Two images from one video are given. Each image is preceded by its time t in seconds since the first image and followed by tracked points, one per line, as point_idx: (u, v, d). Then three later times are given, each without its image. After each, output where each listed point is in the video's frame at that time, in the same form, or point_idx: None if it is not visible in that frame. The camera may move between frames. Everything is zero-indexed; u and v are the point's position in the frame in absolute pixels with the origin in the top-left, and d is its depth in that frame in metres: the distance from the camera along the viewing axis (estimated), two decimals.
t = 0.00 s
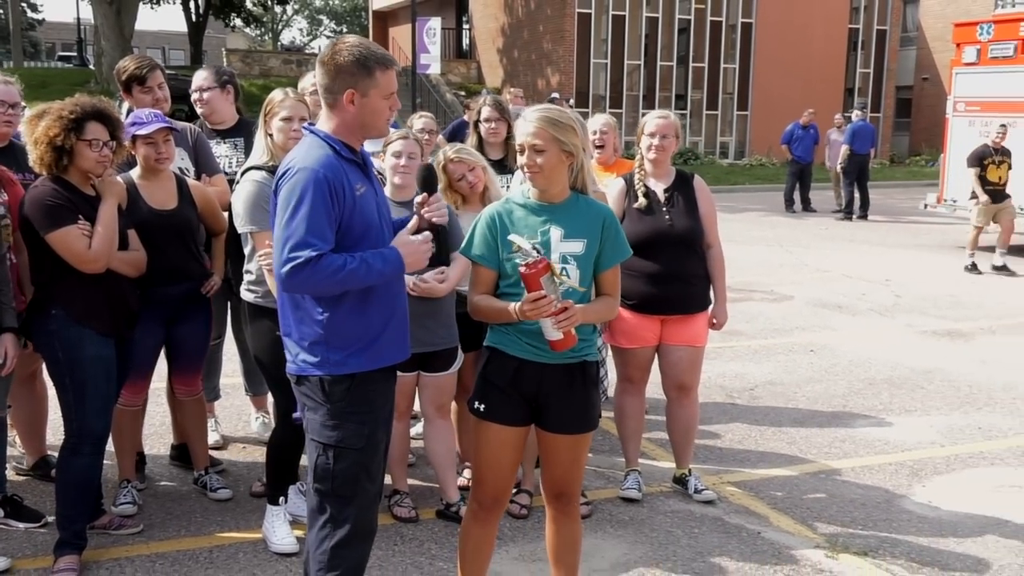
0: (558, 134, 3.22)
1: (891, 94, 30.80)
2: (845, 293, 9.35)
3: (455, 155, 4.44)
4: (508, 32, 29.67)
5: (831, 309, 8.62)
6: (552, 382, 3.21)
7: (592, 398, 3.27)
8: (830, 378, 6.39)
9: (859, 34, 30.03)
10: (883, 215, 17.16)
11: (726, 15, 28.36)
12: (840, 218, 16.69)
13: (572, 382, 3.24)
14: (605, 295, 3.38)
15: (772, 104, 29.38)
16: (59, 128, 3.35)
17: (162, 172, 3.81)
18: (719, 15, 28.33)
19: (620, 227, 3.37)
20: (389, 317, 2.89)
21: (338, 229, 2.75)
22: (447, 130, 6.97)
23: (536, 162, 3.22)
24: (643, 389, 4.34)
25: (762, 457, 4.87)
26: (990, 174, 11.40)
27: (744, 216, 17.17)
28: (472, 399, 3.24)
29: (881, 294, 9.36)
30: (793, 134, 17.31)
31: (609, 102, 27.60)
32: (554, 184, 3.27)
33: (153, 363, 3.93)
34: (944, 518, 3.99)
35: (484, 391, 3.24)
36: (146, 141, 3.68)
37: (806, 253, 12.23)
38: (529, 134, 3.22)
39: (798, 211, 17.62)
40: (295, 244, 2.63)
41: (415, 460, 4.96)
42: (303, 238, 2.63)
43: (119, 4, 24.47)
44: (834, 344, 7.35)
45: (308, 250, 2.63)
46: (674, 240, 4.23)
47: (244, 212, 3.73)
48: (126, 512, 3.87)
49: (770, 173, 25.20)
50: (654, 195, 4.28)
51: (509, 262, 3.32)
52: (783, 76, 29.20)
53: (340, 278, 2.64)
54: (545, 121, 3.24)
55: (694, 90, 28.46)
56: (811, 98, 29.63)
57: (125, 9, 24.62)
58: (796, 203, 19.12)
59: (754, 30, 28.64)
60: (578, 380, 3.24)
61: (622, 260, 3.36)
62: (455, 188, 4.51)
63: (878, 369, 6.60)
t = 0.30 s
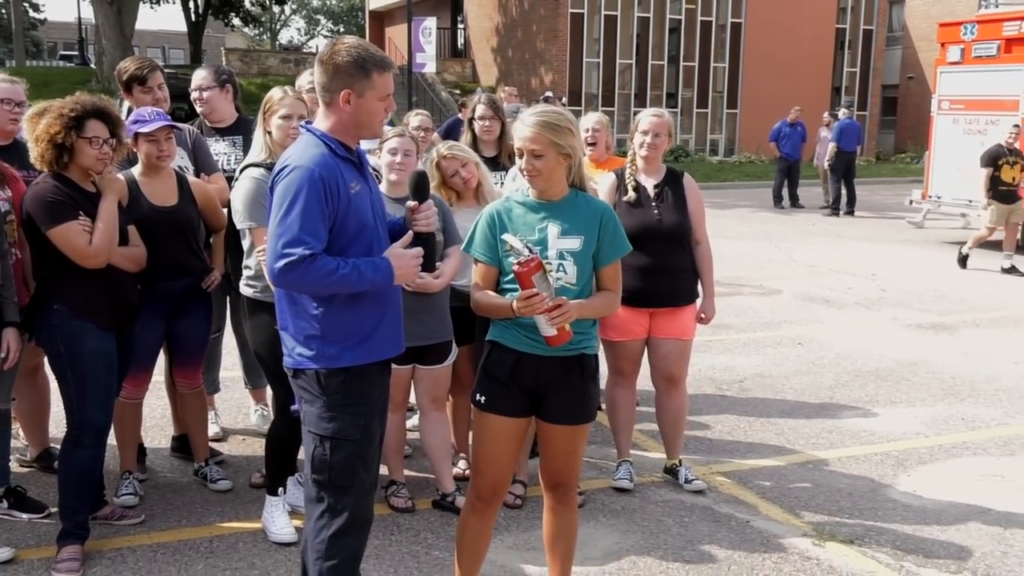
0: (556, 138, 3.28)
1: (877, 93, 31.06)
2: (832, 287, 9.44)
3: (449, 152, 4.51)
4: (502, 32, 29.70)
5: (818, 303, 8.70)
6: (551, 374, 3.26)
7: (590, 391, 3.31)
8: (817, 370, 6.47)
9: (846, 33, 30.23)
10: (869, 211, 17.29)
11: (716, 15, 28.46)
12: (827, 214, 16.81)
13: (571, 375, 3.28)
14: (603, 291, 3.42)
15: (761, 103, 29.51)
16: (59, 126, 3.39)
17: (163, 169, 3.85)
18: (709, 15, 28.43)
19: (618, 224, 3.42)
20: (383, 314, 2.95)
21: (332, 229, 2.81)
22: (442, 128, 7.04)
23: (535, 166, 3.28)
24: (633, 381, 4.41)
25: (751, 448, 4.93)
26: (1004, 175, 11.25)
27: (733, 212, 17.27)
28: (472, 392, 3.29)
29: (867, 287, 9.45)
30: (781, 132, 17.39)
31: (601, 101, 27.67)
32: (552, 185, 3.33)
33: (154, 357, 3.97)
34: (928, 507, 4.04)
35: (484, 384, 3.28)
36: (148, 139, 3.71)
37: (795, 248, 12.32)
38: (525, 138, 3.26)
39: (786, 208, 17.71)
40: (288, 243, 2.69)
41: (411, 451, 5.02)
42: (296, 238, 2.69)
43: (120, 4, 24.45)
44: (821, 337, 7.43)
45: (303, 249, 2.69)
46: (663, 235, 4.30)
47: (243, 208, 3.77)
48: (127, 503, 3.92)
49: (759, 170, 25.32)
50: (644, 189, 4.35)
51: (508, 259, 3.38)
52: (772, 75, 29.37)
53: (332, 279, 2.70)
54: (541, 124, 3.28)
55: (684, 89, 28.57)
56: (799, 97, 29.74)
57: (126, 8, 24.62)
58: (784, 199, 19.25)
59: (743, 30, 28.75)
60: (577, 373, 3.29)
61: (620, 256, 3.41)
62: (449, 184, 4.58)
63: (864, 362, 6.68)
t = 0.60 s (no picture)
0: (560, 136, 3.33)
1: (860, 90, 31.26)
2: (816, 279, 9.53)
3: (439, 147, 4.56)
4: (493, 30, 29.74)
5: (803, 295, 8.80)
6: (550, 365, 3.28)
7: (588, 381, 3.34)
8: (801, 360, 6.55)
9: (830, 31, 30.39)
10: (852, 205, 17.43)
11: (702, 14, 28.57)
12: (811, 208, 16.93)
13: (570, 366, 3.30)
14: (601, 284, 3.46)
15: (747, 99, 29.62)
16: (58, 122, 3.44)
17: (161, 165, 3.89)
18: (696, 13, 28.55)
19: (615, 218, 3.46)
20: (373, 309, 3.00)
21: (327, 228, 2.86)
22: (435, 123, 7.09)
23: (540, 165, 3.33)
24: (622, 372, 4.46)
25: (737, 436, 5.01)
26: (1006, 172, 10.97)
27: (719, 207, 17.37)
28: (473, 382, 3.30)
29: (850, 280, 9.55)
30: (766, 127, 17.47)
31: (590, 98, 27.74)
32: (553, 184, 3.38)
33: (152, 348, 4.00)
34: (908, 493, 4.12)
35: (484, 376, 3.29)
36: (147, 135, 3.74)
37: (780, 242, 12.42)
38: (527, 138, 3.30)
39: (771, 202, 17.82)
40: (284, 240, 2.75)
41: (405, 441, 5.08)
42: (293, 236, 2.74)
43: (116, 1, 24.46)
44: (805, 328, 7.52)
45: (300, 246, 2.74)
46: (650, 229, 4.37)
47: (239, 203, 3.84)
48: (126, 492, 3.98)
49: (746, 166, 25.44)
50: (632, 184, 4.42)
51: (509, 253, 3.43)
52: (758, 72, 29.50)
53: (330, 288, 2.74)
54: (544, 124, 3.31)
55: (672, 86, 28.67)
56: (783, 94, 29.90)
57: (123, 6, 24.64)
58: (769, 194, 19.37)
59: (729, 28, 28.89)
60: (576, 364, 3.31)
61: (618, 249, 3.45)
62: (442, 179, 4.64)
63: (847, 352, 6.77)
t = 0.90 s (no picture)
0: (562, 133, 3.32)
1: (840, 89, 31.51)
2: (797, 274, 9.65)
3: (431, 144, 4.63)
4: (483, 30, 29.81)
5: (784, 288, 8.91)
6: (544, 359, 3.30)
7: (580, 374, 3.36)
8: (782, 352, 6.66)
9: (810, 32, 30.62)
10: (833, 201, 17.60)
11: (686, 14, 28.72)
12: (792, 204, 17.09)
13: (563, 360, 3.32)
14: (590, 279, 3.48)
15: (730, 98, 29.77)
16: (58, 120, 3.51)
17: (158, 163, 3.96)
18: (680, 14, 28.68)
19: (604, 215, 3.49)
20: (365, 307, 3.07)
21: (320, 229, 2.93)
22: (425, 122, 7.18)
23: (543, 161, 3.31)
24: (608, 363, 4.56)
25: (720, 426, 5.11)
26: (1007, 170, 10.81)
27: (702, 203, 17.50)
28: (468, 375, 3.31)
29: (830, 274, 9.67)
30: (748, 125, 17.60)
31: (577, 97, 27.84)
32: (551, 180, 3.37)
33: (149, 342, 4.04)
34: (886, 481, 4.22)
35: (480, 370, 3.30)
36: (146, 133, 3.78)
37: (763, 237, 12.55)
38: (532, 133, 3.29)
39: (753, 198, 17.96)
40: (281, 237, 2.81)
41: (397, 432, 5.16)
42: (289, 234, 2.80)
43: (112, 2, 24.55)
44: (785, 321, 7.63)
45: (296, 243, 2.80)
46: (636, 224, 4.45)
47: (233, 199, 3.91)
48: (124, 483, 4.02)
49: (730, 163, 25.59)
50: (618, 182, 4.51)
51: (504, 249, 3.40)
52: (741, 72, 29.68)
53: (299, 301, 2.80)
54: (548, 122, 3.31)
55: (657, 85, 28.80)
56: (763, 92, 30.06)
57: (119, 6, 24.74)
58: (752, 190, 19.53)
59: (712, 29, 29.06)
60: (569, 358, 3.33)
61: (608, 244, 3.48)
62: (433, 176, 4.71)
63: (827, 344, 6.88)
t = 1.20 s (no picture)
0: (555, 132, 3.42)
1: (816, 90, 31.85)
2: (775, 269, 9.80)
3: (424, 143, 4.74)
4: (472, 33, 29.90)
5: (763, 283, 9.05)
6: (536, 352, 3.36)
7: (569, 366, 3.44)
8: (761, 344, 6.79)
9: (787, 35, 30.92)
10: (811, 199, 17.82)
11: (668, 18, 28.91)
12: (771, 202, 17.28)
13: (554, 353, 3.39)
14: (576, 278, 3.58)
15: (710, 99, 29.99)
16: (58, 120, 3.59)
17: (155, 161, 4.04)
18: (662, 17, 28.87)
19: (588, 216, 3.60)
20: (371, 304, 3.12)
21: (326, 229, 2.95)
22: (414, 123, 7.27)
23: (534, 157, 3.39)
24: (594, 355, 4.68)
25: (701, 416, 5.23)
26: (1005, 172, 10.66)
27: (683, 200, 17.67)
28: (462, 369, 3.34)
29: (806, 269, 9.83)
30: (729, 125, 17.74)
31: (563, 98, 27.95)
32: (541, 176, 3.46)
33: (146, 337, 4.13)
34: (860, 468, 4.35)
35: (473, 363, 3.34)
36: (144, 133, 3.86)
37: (743, 233, 12.69)
38: (530, 128, 3.37)
39: (733, 196, 18.13)
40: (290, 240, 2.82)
41: (388, 422, 5.27)
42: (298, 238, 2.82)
43: (111, 4, 24.61)
44: (763, 314, 7.76)
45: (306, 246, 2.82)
46: (621, 221, 4.56)
47: (227, 198, 3.95)
48: (123, 474, 4.10)
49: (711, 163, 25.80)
50: (602, 182, 4.62)
51: (496, 244, 3.46)
52: (722, 72, 29.89)
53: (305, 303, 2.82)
54: (542, 118, 3.40)
55: (640, 86, 28.96)
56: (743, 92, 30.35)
57: (115, 7, 24.79)
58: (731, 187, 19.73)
59: (693, 33, 29.29)
60: (559, 351, 3.40)
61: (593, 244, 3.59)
62: (426, 174, 4.81)
63: (804, 337, 7.02)
